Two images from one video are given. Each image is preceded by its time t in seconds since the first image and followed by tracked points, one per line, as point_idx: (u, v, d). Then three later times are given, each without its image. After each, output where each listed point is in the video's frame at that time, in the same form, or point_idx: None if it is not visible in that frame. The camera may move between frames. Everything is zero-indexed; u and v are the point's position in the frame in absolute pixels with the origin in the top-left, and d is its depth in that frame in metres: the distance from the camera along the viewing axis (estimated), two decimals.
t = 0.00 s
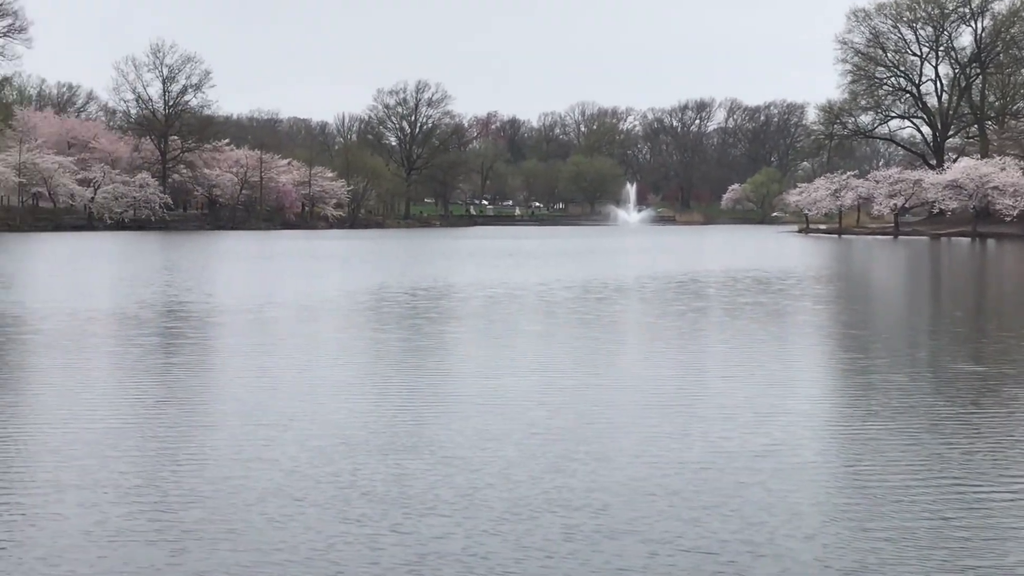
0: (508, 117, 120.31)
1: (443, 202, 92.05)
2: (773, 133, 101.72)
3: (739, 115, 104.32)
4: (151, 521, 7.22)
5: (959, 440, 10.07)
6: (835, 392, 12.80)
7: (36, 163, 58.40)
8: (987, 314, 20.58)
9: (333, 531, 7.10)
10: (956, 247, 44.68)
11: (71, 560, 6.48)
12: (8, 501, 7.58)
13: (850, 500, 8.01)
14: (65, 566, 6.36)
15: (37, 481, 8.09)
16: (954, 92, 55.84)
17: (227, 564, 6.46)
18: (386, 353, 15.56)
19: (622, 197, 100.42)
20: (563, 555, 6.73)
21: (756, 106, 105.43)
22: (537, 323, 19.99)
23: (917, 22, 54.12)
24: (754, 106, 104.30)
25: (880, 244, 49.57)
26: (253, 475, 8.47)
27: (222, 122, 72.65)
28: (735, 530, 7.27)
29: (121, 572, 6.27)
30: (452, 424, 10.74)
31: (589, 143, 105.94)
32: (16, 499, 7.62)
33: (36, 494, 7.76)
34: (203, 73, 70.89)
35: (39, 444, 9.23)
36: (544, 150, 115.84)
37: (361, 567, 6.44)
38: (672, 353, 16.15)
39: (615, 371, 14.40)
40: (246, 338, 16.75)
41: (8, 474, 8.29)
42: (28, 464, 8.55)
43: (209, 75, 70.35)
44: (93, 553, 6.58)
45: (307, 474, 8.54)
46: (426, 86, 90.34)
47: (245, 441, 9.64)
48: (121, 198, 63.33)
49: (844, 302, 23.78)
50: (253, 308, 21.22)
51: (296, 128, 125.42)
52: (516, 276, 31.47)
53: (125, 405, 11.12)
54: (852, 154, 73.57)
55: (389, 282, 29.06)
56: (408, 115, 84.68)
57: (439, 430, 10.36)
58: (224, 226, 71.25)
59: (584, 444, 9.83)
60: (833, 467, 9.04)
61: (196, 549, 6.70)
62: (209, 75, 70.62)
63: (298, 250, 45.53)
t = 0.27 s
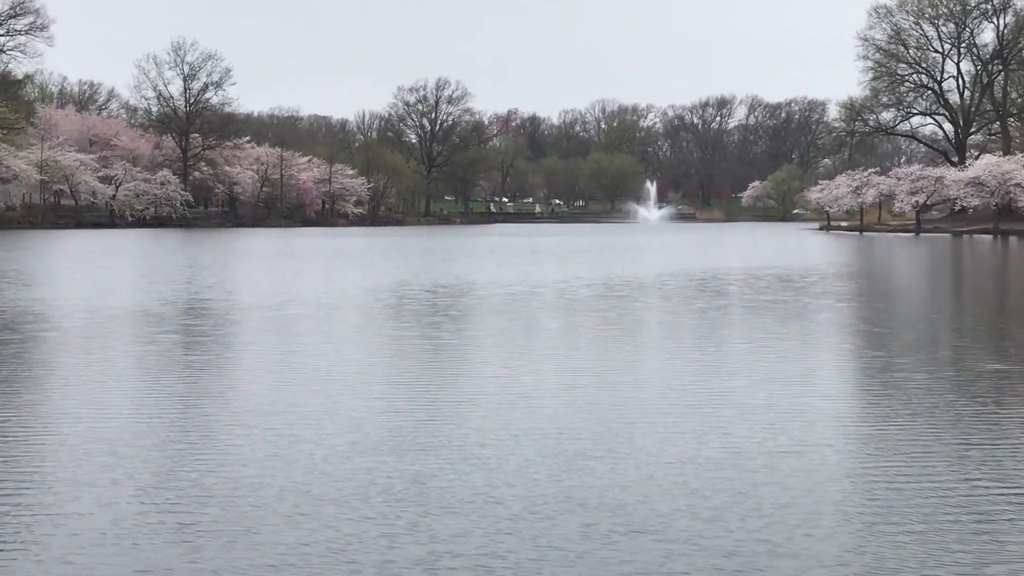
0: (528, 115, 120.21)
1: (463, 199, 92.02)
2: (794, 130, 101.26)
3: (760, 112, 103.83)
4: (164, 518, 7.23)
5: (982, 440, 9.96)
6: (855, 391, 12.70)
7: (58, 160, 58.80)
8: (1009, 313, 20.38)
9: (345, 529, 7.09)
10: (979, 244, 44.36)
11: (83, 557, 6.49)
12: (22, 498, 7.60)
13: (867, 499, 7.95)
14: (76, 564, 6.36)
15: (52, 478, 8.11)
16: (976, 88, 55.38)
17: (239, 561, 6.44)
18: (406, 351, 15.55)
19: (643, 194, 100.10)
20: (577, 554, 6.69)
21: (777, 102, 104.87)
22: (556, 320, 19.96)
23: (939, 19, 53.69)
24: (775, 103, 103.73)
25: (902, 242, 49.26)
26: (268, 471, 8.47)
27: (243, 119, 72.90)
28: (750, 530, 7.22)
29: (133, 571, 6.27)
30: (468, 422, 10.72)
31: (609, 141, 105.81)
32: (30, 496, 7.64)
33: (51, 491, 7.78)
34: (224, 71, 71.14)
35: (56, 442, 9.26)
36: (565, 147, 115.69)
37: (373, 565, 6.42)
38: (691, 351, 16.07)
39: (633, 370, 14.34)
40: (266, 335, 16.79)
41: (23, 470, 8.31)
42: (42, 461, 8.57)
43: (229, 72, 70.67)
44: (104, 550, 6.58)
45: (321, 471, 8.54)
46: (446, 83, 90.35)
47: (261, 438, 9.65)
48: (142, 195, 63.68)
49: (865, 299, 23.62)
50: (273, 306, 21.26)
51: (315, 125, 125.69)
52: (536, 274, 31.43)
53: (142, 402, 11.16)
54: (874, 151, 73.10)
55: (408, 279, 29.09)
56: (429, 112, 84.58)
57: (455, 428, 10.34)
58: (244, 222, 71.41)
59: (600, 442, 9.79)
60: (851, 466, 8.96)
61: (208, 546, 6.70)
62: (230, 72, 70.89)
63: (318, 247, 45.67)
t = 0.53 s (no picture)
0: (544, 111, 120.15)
1: (478, 195, 92.03)
2: (809, 127, 100.70)
3: (776, 108, 103.37)
4: (174, 516, 7.21)
5: (1000, 438, 9.86)
6: (870, 388, 12.61)
7: (74, 156, 59.00)
8: None
9: (356, 526, 7.06)
10: (996, 241, 44.05)
11: (92, 555, 6.47)
12: (32, 495, 7.59)
13: (882, 498, 7.88)
14: (86, 561, 6.35)
15: (62, 475, 8.11)
16: (993, 84, 55.00)
17: (249, 559, 6.42)
18: (420, 347, 15.54)
19: (658, 190, 99.86)
20: (589, 552, 6.64)
21: (792, 98, 104.38)
22: (570, 317, 19.94)
23: (955, 14, 53.34)
24: (791, 99, 103.24)
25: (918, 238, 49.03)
26: (278, 467, 8.45)
27: (258, 115, 72.97)
28: (763, 528, 7.16)
29: (143, 569, 6.24)
30: (480, 418, 10.69)
31: (624, 137, 105.67)
32: (40, 493, 7.63)
33: (61, 488, 7.77)
34: (239, 66, 71.30)
35: (66, 438, 9.26)
36: (580, 144, 115.54)
37: (383, 563, 6.38)
38: (705, 348, 16.00)
39: (646, 366, 14.28)
40: (280, 331, 16.82)
41: (36, 467, 8.31)
42: (53, 459, 8.56)
43: (244, 68, 70.90)
44: (113, 549, 6.57)
45: (332, 468, 8.51)
46: (461, 79, 90.36)
47: (272, 434, 9.63)
48: (157, 191, 63.85)
49: (881, 296, 23.48)
50: (289, 302, 21.29)
51: (330, 121, 125.93)
52: (551, 270, 31.41)
53: (154, 398, 11.16)
54: (890, 147, 72.73)
55: (422, 275, 29.12)
56: (444, 108, 84.48)
57: (467, 425, 10.31)
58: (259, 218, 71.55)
59: (612, 440, 9.75)
60: (867, 464, 8.89)
61: (217, 545, 6.67)
62: (245, 68, 71.07)
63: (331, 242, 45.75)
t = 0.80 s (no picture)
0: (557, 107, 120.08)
1: (491, 190, 92.10)
2: (823, 123, 99.72)
3: (789, 104, 102.95)
4: (187, 510, 7.27)
5: (1012, 436, 9.82)
6: (883, 385, 12.61)
7: (88, 152, 59.23)
8: None
9: (367, 522, 7.09)
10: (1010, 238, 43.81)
11: (106, 550, 6.52)
12: (48, 491, 7.64)
13: (893, 494, 7.89)
14: (99, 558, 6.39)
15: (77, 471, 8.16)
16: (1007, 80, 54.68)
17: (259, 554, 6.46)
18: (433, 343, 15.57)
19: (671, 186, 99.69)
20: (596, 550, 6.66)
21: (806, 94, 103.91)
22: (585, 312, 19.97)
23: (969, 10, 53.05)
24: (805, 94, 102.76)
25: (932, 234, 48.91)
26: (291, 464, 8.50)
27: (272, 111, 73.09)
28: (775, 524, 7.19)
29: (155, 564, 6.29)
30: (491, 414, 10.73)
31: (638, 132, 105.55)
32: (54, 490, 7.67)
33: (74, 485, 7.81)
34: (253, 62, 71.50)
35: (82, 434, 9.32)
36: (594, 139, 115.47)
37: (392, 558, 6.42)
38: (718, 344, 16.00)
39: (659, 362, 14.31)
40: (294, 327, 16.91)
41: (51, 462, 8.38)
42: (67, 455, 8.61)
43: (257, 63, 71.14)
44: (125, 545, 6.61)
45: (346, 464, 8.56)
46: (474, 75, 90.36)
47: (285, 430, 9.69)
48: (171, 187, 64.07)
49: (894, 292, 23.40)
50: (303, 297, 21.37)
51: (344, 117, 126.21)
52: (564, 266, 31.42)
53: (169, 394, 11.22)
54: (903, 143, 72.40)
55: (436, 271, 29.19)
56: (457, 104, 84.38)
57: (480, 421, 10.35)
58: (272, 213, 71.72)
59: (625, 435, 9.80)
60: (879, 461, 8.89)
61: (228, 540, 6.72)
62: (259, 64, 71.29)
63: (345, 238, 45.86)
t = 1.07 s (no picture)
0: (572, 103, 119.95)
1: (506, 186, 92.09)
2: (839, 119, 98.95)
3: (805, 100, 102.50)
4: (198, 506, 7.30)
5: None
6: (897, 382, 12.56)
7: (104, 148, 59.51)
8: None
9: (376, 518, 7.11)
10: None
11: (116, 546, 6.54)
12: (59, 487, 7.68)
13: (905, 493, 7.86)
14: (108, 553, 6.41)
15: (89, 466, 8.19)
16: None
17: (268, 550, 6.48)
18: (446, 340, 15.56)
19: (686, 182, 99.43)
20: (606, 548, 6.65)
21: (822, 90, 103.42)
22: (599, 309, 19.96)
23: (986, 7, 52.73)
24: (821, 91, 102.26)
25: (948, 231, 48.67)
26: (302, 461, 8.50)
27: (287, 107, 73.22)
28: (786, 523, 7.17)
29: (164, 560, 6.31)
30: (504, 411, 10.71)
31: (653, 129, 105.38)
32: (65, 485, 7.71)
33: (85, 480, 7.84)
34: (268, 58, 71.70)
35: (94, 430, 9.36)
36: (609, 135, 115.31)
37: (401, 555, 6.44)
38: (732, 341, 15.96)
39: (673, 359, 14.29)
40: (308, 323, 16.96)
41: (63, 459, 8.41)
42: (79, 450, 8.64)
43: (272, 59, 71.37)
44: (135, 540, 6.63)
45: (357, 460, 8.58)
46: (489, 71, 90.35)
47: (297, 426, 9.72)
48: (187, 183, 64.30)
49: (909, 289, 23.27)
50: (317, 294, 21.41)
51: (359, 113, 126.38)
52: (578, 262, 31.38)
53: (182, 390, 11.25)
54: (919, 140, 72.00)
55: (451, 267, 29.21)
56: (472, 100, 84.32)
57: (493, 417, 10.36)
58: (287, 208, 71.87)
59: (636, 432, 9.79)
60: (892, 459, 8.86)
61: (238, 536, 6.74)
62: (274, 60, 71.50)
63: (359, 234, 45.91)
